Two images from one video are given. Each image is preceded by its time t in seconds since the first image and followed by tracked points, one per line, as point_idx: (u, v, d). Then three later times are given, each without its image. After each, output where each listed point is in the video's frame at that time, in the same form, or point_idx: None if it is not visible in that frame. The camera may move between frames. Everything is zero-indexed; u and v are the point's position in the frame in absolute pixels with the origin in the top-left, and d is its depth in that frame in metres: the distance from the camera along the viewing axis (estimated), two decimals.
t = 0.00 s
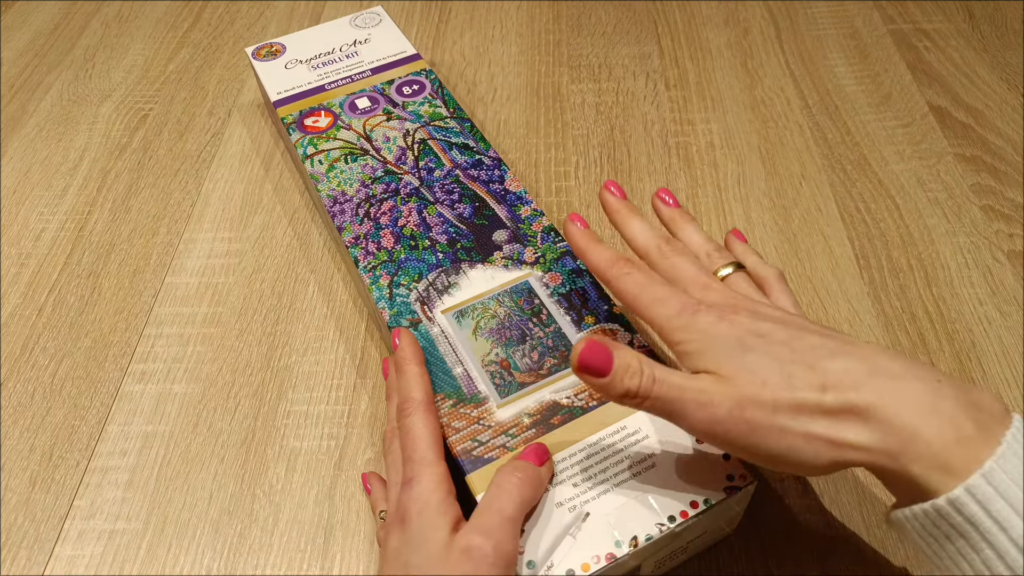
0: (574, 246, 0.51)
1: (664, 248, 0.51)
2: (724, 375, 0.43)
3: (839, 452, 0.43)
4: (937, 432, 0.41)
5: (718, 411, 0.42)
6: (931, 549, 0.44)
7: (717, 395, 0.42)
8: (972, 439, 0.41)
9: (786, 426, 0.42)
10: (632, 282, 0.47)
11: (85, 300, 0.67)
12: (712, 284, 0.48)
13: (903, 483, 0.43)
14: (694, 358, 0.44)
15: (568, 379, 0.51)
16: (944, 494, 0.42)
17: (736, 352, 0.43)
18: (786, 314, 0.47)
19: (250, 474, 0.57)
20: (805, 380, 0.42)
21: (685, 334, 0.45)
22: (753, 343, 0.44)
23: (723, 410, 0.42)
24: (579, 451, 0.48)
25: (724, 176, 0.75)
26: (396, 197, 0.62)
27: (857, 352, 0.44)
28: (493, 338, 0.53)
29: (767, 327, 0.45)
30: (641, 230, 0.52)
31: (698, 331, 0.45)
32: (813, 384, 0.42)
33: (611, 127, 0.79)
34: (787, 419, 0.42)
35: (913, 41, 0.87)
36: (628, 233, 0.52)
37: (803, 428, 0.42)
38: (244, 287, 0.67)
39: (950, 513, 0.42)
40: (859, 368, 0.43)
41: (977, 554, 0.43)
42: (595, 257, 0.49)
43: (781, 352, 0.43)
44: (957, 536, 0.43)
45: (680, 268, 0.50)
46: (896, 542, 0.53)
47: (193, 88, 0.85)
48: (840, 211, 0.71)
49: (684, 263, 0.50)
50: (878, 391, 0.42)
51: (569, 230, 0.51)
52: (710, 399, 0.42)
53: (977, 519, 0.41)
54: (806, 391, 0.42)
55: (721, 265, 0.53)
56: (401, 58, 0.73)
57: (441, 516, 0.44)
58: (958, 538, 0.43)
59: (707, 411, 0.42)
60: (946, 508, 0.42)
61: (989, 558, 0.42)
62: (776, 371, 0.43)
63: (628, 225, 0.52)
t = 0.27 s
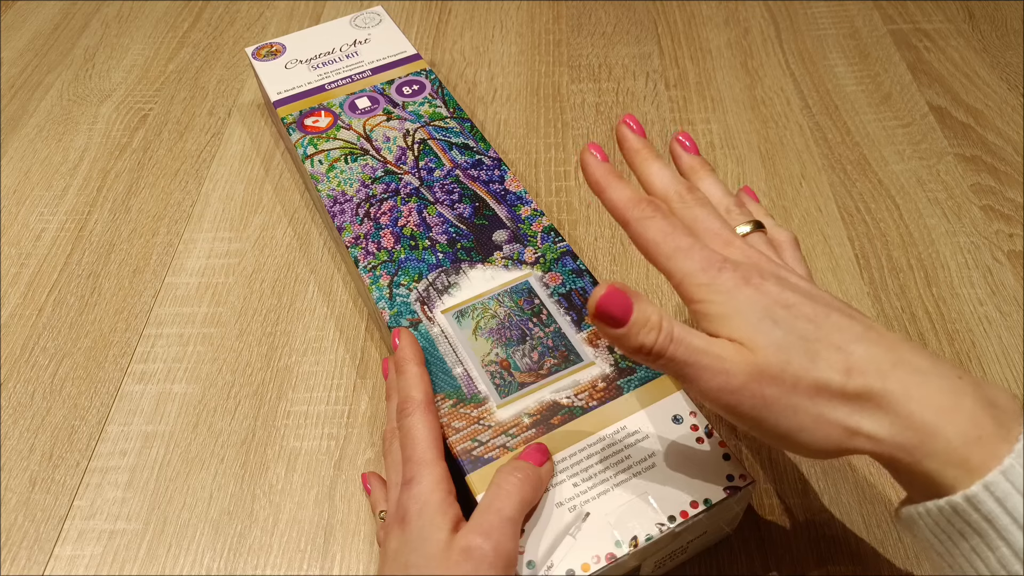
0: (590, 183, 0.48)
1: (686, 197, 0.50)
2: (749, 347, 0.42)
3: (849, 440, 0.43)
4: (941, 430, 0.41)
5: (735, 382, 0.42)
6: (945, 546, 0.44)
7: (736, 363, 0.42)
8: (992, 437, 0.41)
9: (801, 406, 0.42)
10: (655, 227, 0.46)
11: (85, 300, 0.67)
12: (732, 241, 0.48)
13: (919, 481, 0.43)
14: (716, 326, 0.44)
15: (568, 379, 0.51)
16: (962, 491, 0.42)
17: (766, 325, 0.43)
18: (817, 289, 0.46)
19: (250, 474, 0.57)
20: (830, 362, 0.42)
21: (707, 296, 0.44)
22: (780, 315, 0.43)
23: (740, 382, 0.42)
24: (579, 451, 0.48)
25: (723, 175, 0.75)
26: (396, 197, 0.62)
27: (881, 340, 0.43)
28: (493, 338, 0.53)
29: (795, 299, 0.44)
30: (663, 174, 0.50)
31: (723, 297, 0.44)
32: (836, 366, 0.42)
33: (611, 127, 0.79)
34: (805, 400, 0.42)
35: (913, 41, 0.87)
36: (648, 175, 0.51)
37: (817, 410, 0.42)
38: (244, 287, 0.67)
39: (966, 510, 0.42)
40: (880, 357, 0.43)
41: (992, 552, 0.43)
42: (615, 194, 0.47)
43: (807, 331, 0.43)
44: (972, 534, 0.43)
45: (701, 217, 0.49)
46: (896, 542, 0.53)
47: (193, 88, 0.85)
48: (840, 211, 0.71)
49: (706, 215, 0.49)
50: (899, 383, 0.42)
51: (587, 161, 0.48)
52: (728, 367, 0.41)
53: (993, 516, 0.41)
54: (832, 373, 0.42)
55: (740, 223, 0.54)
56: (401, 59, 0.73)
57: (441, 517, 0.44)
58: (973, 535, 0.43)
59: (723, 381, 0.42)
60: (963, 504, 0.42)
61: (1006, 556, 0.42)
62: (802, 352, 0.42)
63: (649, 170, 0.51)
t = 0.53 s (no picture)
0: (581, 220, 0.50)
1: (674, 229, 0.50)
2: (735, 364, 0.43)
3: (848, 446, 0.43)
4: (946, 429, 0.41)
5: (725, 398, 0.42)
6: (942, 548, 0.44)
7: (725, 381, 0.42)
8: (988, 438, 0.41)
9: (795, 418, 0.43)
10: (642, 260, 0.46)
11: (84, 300, 0.67)
12: (720, 267, 0.48)
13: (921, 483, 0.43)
14: (703, 342, 0.44)
15: (568, 379, 0.51)
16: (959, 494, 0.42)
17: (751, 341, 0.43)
18: (795, 299, 0.46)
19: (250, 475, 0.57)
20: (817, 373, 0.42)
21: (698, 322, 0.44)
22: (763, 330, 0.43)
23: (731, 398, 0.42)
24: (579, 451, 0.48)
25: (723, 176, 0.75)
26: (396, 197, 0.62)
27: (869, 345, 0.43)
28: (493, 337, 0.53)
29: (778, 312, 0.44)
30: (651, 208, 0.51)
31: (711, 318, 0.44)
32: (823, 374, 0.42)
33: (611, 127, 0.79)
34: (795, 409, 0.43)
35: (913, 41, 0.87)
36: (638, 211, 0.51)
37: (811, 420, 0.43)
38: (244, 287, 0.67)
39: (964, 513, 0.42)
40: (868, 363, 0.43)
41: (990, 553, 0.43)
42: (602, 230, 0.48)
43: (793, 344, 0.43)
44: (969, 536, 0.43)
45: (691, 247, 0.49)
46: (897, 542, 0.53)
47: (193, 88, 0.85)
48: (840, 211, 0.71)
49: (693, 243, 0.49)
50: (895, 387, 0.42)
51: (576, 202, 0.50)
52: (719, 385, 0.42)
53: (990, 519, 0.41)
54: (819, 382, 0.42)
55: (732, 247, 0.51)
56: (401, 59, 0.73)
57: (440, 517, 0.44)
58: (970, 537, 0.43)
59: (714, 399, 0.42)
60: (960, 507, 0.41)
61: (1003, 557, 0.42)
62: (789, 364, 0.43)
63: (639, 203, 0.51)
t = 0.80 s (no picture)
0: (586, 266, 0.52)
1: (671, 269, 0.52)
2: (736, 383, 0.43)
3: (845, 450, 0.43)
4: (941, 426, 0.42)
5: (728, 420, 0.42)
6: (947, 543, 0.44)
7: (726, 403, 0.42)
8: (991, 433, 0.41)
9: (796, 426, 0.42)
10: (644, 299, 0.48)
11: (84, 300, 0.67)
12: (719, 300, 0.49)
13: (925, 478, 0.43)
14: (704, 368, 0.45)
15: (568, 379, 0.51)
16: (963, 488, 0.42)
17: (748, 359, 0.44)
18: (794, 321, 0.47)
19: (250, 475, 0.57)
20: (816, 381, 0.43)
21: (698, 351, 0.45)
22: (763, 350, 0.44)
23: (733, 418, 0.42)
24: (579, 451, 0.48)
25: (724, 176, 0.75)
26: (396, 197, 0.62)
27: (867, 350, 0.44)
28: (493, 337, 0.53)
29: (776, 334, 0.45)
30: (646, 254, 0.53)
31: (712, 345, 0.45)
32: (823, 382, 0.43)
33: (611, 127, 0.79)
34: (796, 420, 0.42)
35: (913, 41, 0.87)
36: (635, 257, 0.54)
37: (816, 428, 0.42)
38: (244, 287, 0.67)
39: (968, 506, 0.42)
40: (867, 367, 0.43)
41: (995, 549, 0.42)
42: (604, 273, 0.51)
43: (791, 358, 0.44)
44: (973, 531, 0.43)
45: (688, 284, 0.50)
46: (896, 542, 0.53)
47: (192, 88, 0.85)
48: (840, 211, 0.71)
49: (690, 280, 0.50)
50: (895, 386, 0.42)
51: (581, 244, 0.53)
52: (721, 408, 0.42)
53: (995, 512, 0.41)
54: (819, 389, 0.43)
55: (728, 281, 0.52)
56: (401, 59, 0.73)
57: (440, 518, 0.44)
58: (975, 532, 0.43)
59: (717, 421, 0.42)
60: (965, 501, 0.42)
61: (1008, 553, 0.42)
62: (786, 373, 0.43)
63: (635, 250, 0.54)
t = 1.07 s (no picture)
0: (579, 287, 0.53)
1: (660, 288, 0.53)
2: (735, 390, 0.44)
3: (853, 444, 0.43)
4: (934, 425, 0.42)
5: (727, 428, 0.43)
6: (944, 538, 0.44)
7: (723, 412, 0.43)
8: (988, 429, 0.41)
9: (797, 429, 0.42)
10: (639, 311, 0.49)
11: (84, 300, 0.67)
12: (710, 313, 0.50)
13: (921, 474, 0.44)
14: (704, 375, 0.46)
15: (568, 379, 0.51)
16: (958, 482, 0.42)
17: (748, 365, 0.44)
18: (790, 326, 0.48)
19: (250, 475, 0.57)
20: (816, 382, 0.43)
21: (698, 359, 0.46)
22: (762, 356, 0.45)
23: (732, 425, 0.43)
24: (579, 451, 0.48)
25: (724, 176, 0.75)
26: (396, 197, 0.62)
27: (864, 350, 0.44)
28: (493, 337, 0.53)
29: (773, 337, 0.46)
30: (635, 276, 0.54)
31: (712, 355, 0.46)
32: (824, 383, 0.43)
33: (611, 127, 0.79)
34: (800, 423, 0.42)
35: (913, 41, 0.87)
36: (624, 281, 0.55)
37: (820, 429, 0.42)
38: (244, 287, 0.67)
39: (964, 500, 0.42)
40: (867, 368, 0.43)
41: (991, 544, 0.42)
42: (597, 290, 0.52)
43: (789, 362, 0.44)
44: (970, 525, 0.43)
45: (679, 300, 0.51)
46: (896, 542, 0.53)
47: (193, 88, 0.85)
48: (840, 210, 0.71)
49: (680, 297, 0.51)
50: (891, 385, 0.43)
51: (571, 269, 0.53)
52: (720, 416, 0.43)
53: (990, 505, 0.41)
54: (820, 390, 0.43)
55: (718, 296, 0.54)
56: (401, 59, 0.73)
57: (440, 518, 0.44)
58: (971, 527, 0.43)
59: (716, 430, 0.43)
60: (961, 495, 0.42)
61: (1004, 547, 0.42)
62: (785, 377, 0.43)
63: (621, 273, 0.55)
